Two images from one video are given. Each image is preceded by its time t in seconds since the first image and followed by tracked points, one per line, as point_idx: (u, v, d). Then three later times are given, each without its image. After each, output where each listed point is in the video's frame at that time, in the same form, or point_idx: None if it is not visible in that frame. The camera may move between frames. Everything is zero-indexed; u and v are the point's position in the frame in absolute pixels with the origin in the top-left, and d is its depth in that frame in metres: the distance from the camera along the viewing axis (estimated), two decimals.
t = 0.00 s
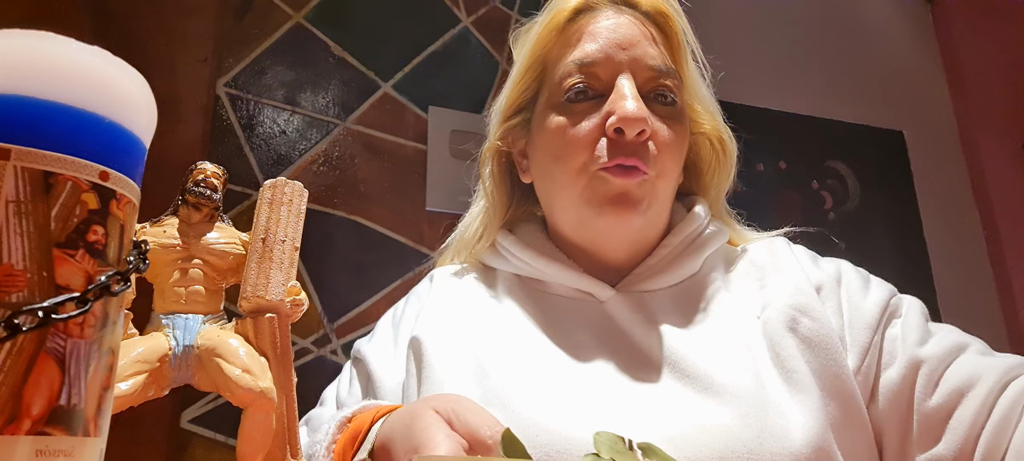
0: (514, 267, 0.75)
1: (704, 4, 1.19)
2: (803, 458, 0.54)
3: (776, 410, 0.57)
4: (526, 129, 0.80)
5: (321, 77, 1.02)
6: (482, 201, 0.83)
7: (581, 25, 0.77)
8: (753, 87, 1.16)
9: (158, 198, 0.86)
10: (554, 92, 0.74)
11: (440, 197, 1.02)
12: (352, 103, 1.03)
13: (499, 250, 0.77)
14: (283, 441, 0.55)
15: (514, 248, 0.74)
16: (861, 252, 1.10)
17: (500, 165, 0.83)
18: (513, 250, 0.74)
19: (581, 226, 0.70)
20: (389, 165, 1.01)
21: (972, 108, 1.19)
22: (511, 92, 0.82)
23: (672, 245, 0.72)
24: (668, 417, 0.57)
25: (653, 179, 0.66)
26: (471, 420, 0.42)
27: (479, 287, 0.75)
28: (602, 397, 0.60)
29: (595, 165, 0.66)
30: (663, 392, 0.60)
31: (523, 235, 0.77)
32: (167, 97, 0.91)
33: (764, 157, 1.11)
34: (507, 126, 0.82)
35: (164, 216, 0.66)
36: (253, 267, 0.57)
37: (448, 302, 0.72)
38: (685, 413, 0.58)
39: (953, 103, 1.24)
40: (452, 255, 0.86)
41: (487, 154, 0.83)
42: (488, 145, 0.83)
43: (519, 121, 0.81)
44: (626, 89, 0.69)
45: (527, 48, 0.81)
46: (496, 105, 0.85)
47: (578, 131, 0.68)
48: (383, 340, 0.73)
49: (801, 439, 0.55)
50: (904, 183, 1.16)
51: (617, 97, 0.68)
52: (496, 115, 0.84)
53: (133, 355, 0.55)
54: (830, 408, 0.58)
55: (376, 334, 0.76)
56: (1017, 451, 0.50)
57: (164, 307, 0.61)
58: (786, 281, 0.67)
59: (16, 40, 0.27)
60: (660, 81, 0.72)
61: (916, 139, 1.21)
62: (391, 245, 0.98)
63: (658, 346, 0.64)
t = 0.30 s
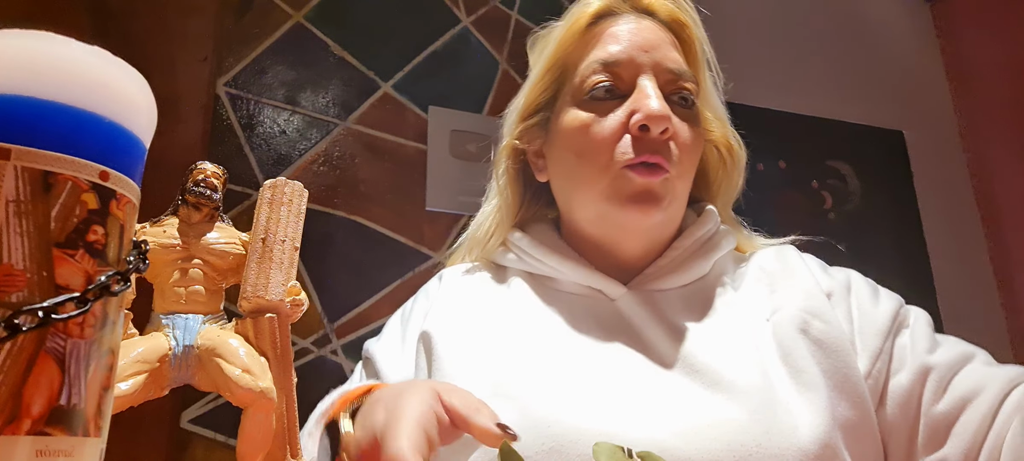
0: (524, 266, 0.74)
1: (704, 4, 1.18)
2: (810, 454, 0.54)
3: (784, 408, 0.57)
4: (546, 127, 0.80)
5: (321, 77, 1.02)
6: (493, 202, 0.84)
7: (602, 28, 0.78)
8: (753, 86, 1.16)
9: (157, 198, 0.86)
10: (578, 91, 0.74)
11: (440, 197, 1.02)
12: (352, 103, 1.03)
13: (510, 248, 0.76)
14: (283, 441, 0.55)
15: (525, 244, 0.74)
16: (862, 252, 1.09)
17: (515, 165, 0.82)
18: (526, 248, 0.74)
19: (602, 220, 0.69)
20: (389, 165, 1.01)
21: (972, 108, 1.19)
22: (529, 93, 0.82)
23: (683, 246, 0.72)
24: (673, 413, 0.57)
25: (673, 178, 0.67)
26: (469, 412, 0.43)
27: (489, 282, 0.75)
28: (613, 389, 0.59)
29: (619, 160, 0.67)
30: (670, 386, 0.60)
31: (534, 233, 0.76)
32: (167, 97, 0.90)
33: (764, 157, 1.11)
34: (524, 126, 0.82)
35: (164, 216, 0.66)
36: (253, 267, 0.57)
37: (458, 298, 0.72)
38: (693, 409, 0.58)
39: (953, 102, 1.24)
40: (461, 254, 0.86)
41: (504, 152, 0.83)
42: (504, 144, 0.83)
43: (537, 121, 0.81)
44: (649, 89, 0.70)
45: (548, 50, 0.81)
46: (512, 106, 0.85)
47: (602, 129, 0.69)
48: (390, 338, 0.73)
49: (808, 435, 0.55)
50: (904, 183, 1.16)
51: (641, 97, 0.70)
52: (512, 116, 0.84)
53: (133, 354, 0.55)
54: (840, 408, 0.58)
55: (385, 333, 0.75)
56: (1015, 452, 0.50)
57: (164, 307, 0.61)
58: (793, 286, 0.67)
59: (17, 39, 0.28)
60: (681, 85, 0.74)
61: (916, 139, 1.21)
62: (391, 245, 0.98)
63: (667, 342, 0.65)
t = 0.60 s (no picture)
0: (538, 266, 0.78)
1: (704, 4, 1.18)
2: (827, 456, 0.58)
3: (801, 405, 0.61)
4: (558, 134, 0.84)
5: (321, 77, 1.02)
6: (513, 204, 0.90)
7: (613, 39, 0.86)
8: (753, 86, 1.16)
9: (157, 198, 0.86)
10: (591, 96, 0.80)
11: (441, 197, 1.01)
12: (351, 103, 1.03)
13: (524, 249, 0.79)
14: (283, 441, 0.55)
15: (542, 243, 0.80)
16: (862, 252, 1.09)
17: (529, 168, 0.89)
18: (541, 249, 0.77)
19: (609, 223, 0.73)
20: (388, 165, 1.01)
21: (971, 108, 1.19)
22: (543, 102, 0.89)
23: (694, 252, 0.76)
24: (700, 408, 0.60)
25: (682, 182, 0.71)
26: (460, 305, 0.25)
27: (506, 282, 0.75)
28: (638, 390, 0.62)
29: (626, 164, 0.70)
30: (689, 378, 0.64)
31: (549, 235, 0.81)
32: (167, 96, 0.90)
33: (765, 157, 1.11)
34: (537, 131, 0.88)
35: (164, 216, 0.66)
36: (253, 267, 0.57)
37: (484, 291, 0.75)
38: (715, 406, 0.60)
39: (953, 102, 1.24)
40: (481, 250, 0.93)
41: (519, 157, 0.89)
42: (519, 148, 0.89)
43: (550, 125, 0.87)
44: (660, 95, 0.76)
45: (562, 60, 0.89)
46: (527, 113, 0.92)
47: (613, 130, 0.73)
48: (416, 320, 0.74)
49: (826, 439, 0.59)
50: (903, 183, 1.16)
51: (652, 101, 0.75)
52: (527, 122, 0.91)
53: (133, 354, 0.55)
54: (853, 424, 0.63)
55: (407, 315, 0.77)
56: None
57: (164, 307, 0.61)
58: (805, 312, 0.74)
59: (16, 39, 0.28)
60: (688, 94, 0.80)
61: (915, 139, 1.21)
62: (391, 246, 0.98)
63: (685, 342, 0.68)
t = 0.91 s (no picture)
0: (553, 261, 0.80)
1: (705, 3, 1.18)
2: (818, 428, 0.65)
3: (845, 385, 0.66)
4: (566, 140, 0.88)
5: (321, 77, 1.02)
6: (528, 202, 0.90)
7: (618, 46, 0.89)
8: (753, 85, 1.16)
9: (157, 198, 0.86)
10: (598, 98, 0.84)
11: (441, 197, 1.01)
12: (352, 103, 1.03)
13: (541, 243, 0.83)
14: (283, 441, 0.55)
15: (559, 241, 0.80)
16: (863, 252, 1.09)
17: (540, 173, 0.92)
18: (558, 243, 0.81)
19: (622, 219, 0.77)
20: (388, 165, 1.01)
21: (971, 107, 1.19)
22: (552, 110, 0.93)
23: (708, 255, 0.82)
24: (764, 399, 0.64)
25: (688, 178, 0.77)
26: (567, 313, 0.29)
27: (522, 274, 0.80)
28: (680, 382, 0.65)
29: (635, 159, 0.76)
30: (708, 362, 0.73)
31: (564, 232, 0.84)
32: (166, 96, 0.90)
33: (765, 157, 1.11)
34: (548, 138, 0.91)
35: (164, 216, 0.66)
36: (253, 267, 0.58)
37: (510, 284, 0.77)
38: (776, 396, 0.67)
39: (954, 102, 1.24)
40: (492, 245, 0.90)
41: (529, 163, 0.93)
42: (531, 155, 0.93)
43: (558, 133, 0.91)
44: (664, 92, 0.80)
45: (570, 67, 0.92)
46: (538, 123, 0.95)
47: (620, 128, 0.78)
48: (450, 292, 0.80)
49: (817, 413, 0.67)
50: (903, 182, 1.16)
51: (656, 99, 0.79)
52: (537, 131, 0.94)
53: (133, 355, 0.55)
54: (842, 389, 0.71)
55: (434, 290, 0.81)
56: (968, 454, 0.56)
57: (164, 307, 0.61)
58: (812, 304, 0.79)
59: (15, 40, 0.28)
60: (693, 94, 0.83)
61: (916, 139, 1.21)
62: (391, 245, 0.98)
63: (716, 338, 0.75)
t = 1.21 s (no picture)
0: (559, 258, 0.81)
1: (705, 4, 1.18)
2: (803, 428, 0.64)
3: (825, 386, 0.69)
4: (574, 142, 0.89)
5: (321, 77, 1.02)
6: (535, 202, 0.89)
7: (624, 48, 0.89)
8: (752, 86, 1.16)
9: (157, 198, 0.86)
10: (604, 102, 0.84)
11: (441, 197, 1.01)
12: (351, 103, 1.03)
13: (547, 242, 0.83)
14: (283, 440, 0.55)
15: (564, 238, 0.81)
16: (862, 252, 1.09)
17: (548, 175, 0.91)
18: (563, 241, 0.81)
19: (625, 220, 0.78)
20: (388, 165, 1.01)
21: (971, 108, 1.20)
22: (559, 112, 0.93)
23: (711, 253, 0.82)
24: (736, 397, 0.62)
25: (694, 180, 0.77)
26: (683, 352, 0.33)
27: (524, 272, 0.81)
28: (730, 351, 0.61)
29: (639, 163, 0.77)
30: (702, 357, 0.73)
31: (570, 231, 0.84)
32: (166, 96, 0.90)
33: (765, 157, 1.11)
34: (556, 140, 0.91)
35: (165, 216, 0.66)
36: (253, 267, 0.58)
37: (510, 285, 0.77)
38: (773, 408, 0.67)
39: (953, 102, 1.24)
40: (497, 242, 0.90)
41: (537, 166, 0.92)
42: (538, 157, 0.92)
43: (564, 135, 0.91)
44: (670, 96, 0.80)
45: (577, 71, 0.93)
46: (545, 125, 0.95)
47: (625, 131, 0.79)
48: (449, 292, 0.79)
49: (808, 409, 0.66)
50: (904, 182, 1.16)
51: (662, 103, 0.79)
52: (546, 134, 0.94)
53: (133, 355, 0.56)
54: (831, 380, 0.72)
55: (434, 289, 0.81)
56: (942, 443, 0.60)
57: (164, 307, 0.61)
58: (813, 303, 0.79)
59: (14, 40, 0.28)
60: (700, 97, 0.83)
61: (916, 139, 1.21)
62: (390, 245, 0.98)
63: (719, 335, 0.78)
